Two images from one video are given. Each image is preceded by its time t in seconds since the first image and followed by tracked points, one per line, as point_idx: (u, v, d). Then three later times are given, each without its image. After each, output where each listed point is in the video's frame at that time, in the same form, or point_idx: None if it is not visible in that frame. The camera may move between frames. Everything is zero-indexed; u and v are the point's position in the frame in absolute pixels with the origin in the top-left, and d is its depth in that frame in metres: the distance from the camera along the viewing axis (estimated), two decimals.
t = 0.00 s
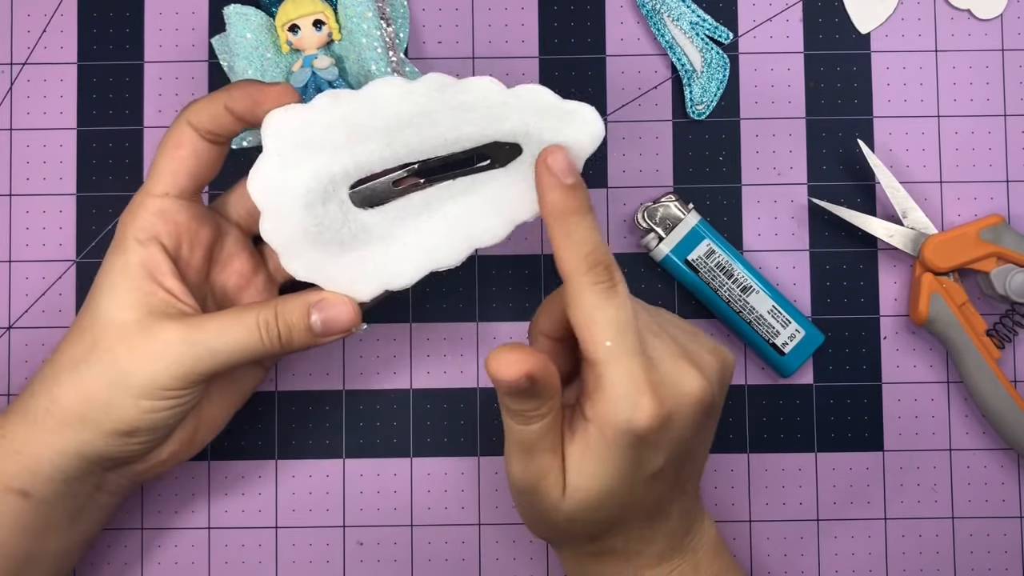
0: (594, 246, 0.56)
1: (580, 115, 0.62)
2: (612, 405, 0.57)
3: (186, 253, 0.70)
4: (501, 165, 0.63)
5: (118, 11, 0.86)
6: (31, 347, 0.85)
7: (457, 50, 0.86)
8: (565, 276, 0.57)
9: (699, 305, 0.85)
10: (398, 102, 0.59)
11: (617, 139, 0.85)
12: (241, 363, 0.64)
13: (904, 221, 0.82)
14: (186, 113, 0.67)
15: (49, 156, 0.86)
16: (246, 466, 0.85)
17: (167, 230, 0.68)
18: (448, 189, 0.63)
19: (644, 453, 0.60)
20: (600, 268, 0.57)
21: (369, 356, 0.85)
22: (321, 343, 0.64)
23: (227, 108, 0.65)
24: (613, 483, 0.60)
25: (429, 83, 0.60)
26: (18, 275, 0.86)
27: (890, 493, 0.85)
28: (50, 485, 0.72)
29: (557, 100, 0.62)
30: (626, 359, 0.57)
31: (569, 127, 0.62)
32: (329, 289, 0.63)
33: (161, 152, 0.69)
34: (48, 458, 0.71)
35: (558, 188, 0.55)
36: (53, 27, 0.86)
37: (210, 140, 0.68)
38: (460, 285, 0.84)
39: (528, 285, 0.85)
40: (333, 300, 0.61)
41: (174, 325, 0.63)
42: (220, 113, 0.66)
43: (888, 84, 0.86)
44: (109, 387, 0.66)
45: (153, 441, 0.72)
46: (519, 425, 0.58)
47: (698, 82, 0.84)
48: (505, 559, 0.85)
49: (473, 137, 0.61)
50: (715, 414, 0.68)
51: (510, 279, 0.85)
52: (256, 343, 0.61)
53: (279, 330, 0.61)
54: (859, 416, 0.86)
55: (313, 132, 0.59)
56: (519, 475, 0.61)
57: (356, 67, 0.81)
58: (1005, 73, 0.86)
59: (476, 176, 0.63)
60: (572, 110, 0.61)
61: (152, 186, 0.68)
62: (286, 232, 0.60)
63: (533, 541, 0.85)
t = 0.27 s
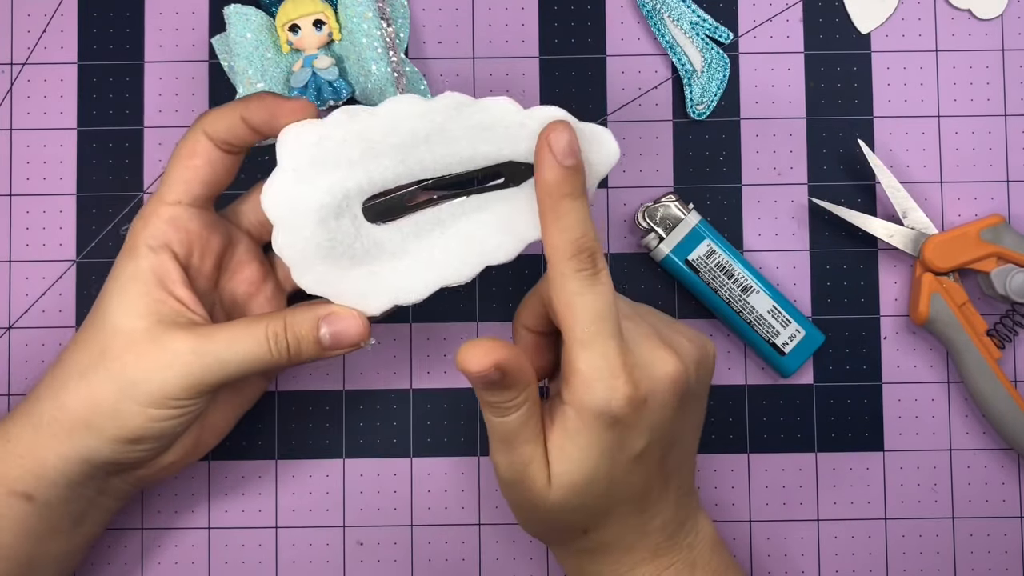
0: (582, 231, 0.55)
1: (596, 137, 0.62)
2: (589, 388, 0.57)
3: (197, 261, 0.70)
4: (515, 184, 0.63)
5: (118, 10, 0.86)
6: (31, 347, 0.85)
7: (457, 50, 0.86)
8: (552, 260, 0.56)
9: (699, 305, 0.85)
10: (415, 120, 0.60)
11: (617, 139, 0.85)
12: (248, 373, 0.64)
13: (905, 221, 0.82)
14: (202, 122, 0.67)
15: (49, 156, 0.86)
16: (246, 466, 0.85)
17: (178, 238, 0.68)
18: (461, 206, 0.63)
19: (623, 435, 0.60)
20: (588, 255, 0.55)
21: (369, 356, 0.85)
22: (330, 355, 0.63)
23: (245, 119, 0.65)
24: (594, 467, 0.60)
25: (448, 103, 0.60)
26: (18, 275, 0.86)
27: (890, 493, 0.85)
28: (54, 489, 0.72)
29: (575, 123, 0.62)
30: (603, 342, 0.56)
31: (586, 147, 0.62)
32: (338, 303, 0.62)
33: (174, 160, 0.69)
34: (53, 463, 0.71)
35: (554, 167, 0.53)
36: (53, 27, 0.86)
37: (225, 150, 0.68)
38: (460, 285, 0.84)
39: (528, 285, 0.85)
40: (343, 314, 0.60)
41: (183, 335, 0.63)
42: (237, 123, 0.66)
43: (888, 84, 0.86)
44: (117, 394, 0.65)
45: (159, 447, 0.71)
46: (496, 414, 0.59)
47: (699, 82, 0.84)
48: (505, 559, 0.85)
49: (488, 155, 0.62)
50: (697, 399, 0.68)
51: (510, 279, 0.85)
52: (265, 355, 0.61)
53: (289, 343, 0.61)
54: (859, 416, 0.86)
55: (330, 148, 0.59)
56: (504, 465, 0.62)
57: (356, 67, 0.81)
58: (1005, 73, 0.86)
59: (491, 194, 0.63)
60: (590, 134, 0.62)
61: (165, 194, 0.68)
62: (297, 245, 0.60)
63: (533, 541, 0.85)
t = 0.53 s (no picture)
0: (540, 235, 0.54)
1: (624, 180, 0.63)
2: (557, 387, 0.58)
3: (218, 275, 0.69)
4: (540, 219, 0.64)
5: (118, 11, 0.86)
6: (31, 347, 0.85)
7: (457, 50, 0.86)
8: (512, 267, 0.56)
9: (699, 304, 0.85)
10: (449, 154, 0.59)
11: (617, 139, 0.85)
12: (265, 393, 0.64)
13: (905, 221, 0.82)
14: (233, 139, 0.67)
15: (49, 156, 0.86)
16: (246, 466, 0.85)
17: (201, 253, 0.68)
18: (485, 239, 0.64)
19: (598, 431, 0.60)
20: (547, 259, 0.55)
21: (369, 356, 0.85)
22: (347, 376, 0.64)
23: (277, 142, 0.66)
24: (571, 465, 0.61)
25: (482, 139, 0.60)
26: (18, 275, 0.86)
27: (890, 493, 0.85)
28: (65, 496, 0.73)
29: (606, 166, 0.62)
30: (567, 341, 0.57)
31: (614, 188, 0.62)
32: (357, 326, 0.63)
33: (201, 175, 0.68)
34: (65, 471, 0.71)
35: (509, 173, 0.53)
36: (53, 27, 0.86)
37: (253, 169, 0.68)
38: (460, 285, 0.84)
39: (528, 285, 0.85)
40: (361, 337, 0.61)
41: (203, 352, 0.63)
42: (268, 145, 0.66)
43: (888, 84, 0.86)
44: (134, 407, 0.65)
45: (172, 458, 0.71)
46: (468, 421, 0.61)
47: (698, 82, 0.84)
48: (504, 559, 0.85)
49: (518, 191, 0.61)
50: (677, 393, 0.68)
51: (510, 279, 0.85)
52: (284, 375, 0.61)
53: (308, 364, 0.61)
54: (859, 416, 0.86)
55: (363, 176, 0.58)
56: (485, 472, 0.64)
57: (356, 67, 0.81)
58: (1005, 73, 0.86)
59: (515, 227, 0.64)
60: (619, 177, 0.62)
61: (189, 208, 0.68)
62: (322, 270, 0.60)
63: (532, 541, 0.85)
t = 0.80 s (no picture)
0: (419, 294, 0.57)
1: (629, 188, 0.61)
2: (489, 424, 0.59)
3: (219, 274, 0.69)
4: (545, 223, 0.65)
5: (118, 11, 0.86)
6: (31, 347, 0.85)
7: (457, 50, 0.86)
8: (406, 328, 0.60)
9: (699, 305, 0.85)
10: (453, 159, 0.57)
11: (617, 139, 0.85)
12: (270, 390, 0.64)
13: (905, 221, 0.82)
14: (235, 138, 0.67)
15: (49, 156, 0.86)
16: (246, 466, 0.85)
17: (203, 251, 0.68)
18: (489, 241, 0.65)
19: (542, 456, 0.60)
20: (429, 315, 0.58)
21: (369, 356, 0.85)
22: (350, 374, 0.64)
23: (280, 140, 0.67)
24: (527, 492, 0.62)
25: (486, 143, 0.56)
26: (18, 275, 0.86)
27: (890, 493, 0.85)
28: (70, 495, 0.72)
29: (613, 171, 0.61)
30: (484, 380, 0.58)
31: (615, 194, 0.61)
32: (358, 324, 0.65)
33: (203, 173, 0.69)
34: (70, 470, 0.70)
35: (367, 250, 0.56)
36: (53, 27, 0.86)
37: (256, 167, 0.69)
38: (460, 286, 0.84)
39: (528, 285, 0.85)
40: (363, 334, 0.62)
41: (206, 351, 0.63)
42: (269, 143, 0.67)
43: (888, 84, 0.86)
44: (138, 407, 0.65)
45: (177, 457, 0.71)
46: (416, 467, 0.63)
47: (699, 82, 0.84)
48: (504, 559, 0.85)
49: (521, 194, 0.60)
50: (632, 398, 0.66)
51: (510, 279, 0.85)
52: (288, 373, 0.61)
53: (311, 362, 0.62)
54: (860, 416, 0.86)
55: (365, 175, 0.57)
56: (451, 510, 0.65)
57: (356, 67, 0.81)
58: (1004, 73, 0.86)
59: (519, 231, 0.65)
60: (624, 184, 0.61)
61: (192, 207, 0.68)
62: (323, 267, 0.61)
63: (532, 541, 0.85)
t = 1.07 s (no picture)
0: (441, 328, 0.58)
1: (592, 137, 0.62)
2: (514, 455, 0.59)
3: (194, 256, 0.70)
4: (511, 181, 0.65)
5: (118, 11, 0.86)
6: (31, 347, 0.85)
7: (457, 50, 0.86)
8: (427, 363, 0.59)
9: (699, 305, 0.85)
10: (411, 115, 0.59)
11: (616, 140, 0.85)
12: (247, 365, 0.64)
13: (905, 221, 0.82)
14: (198, 117, 0.67)
15: (49, 156, 0.86)
16: (246, 466, 0.85)
17: (175, 233, 0.68)
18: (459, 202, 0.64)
19: (569, 485, 0.60)
20: (451, 346, 0.58)
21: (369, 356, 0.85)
22: (327, 347, 0.64)
23: (240, 115, 0.66)
24: (548, 515, 0.62)
25: (443, 98, 0.59)
26: (18, 275, 0.86)
27: (890, 493, 0.85)
28: (56, 485, 0.72)
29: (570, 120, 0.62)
30: (509, 413, 0.58)
31: (582, 146, 0.62)
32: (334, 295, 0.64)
33: (170, 155, 0.69)
34: (54, 459, 0.70)
35: (386, 295, 0.58)
36: (53, 27, 0.86)
37: (221, 144, 0.68)
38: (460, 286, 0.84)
39: (528, 285, 0.85)
40: (340, 305, 0.62)
41: (181, 328, 0.63)
42: (230, 118, 0.66)
43: (888, 84, 0.86)
44: (118, 389, 0.65)
45: (161, 442, 0.71)
46: (437, 478, 0.62)
47: (698, 82, 0.84)
48: (505, 559, 0.85)
49: (484, 150, 0.62)
50: (655, 417, 0.66)
51: (510, 279, 0.85)
52: (263, 346, 0.62)
53: (286, 334, 0.62)
54: (859, 416, 0.86)
55: (328, 140, 0.59)
56: (467, 520, 0.65)
57: (356, 67, 0.81)
58: (1004, 73, 0.86)
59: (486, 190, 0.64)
60: (585, 132, 0.62)
61: (161, 188, 0.69)
62: (294, 238, 0.61)
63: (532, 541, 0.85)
